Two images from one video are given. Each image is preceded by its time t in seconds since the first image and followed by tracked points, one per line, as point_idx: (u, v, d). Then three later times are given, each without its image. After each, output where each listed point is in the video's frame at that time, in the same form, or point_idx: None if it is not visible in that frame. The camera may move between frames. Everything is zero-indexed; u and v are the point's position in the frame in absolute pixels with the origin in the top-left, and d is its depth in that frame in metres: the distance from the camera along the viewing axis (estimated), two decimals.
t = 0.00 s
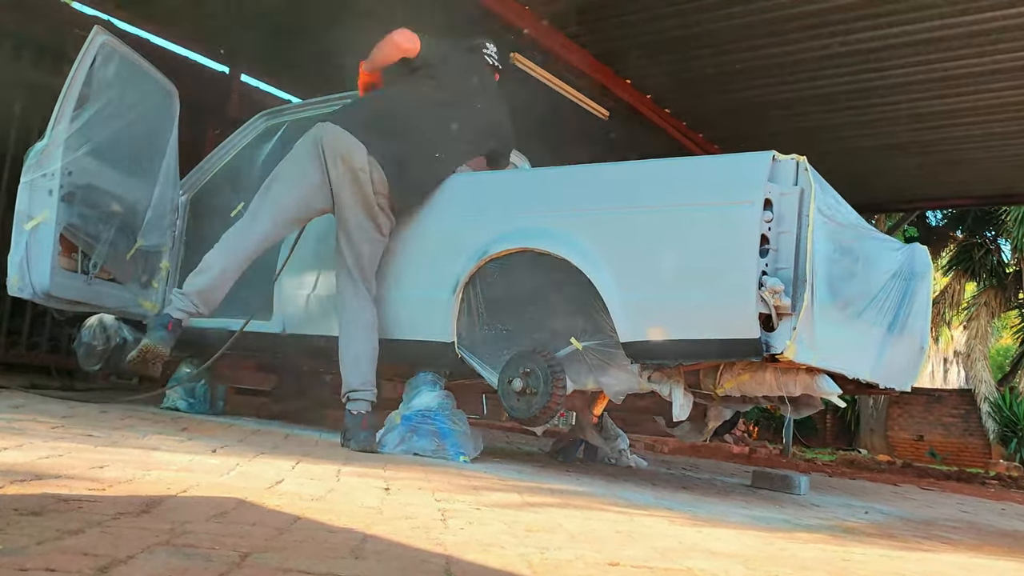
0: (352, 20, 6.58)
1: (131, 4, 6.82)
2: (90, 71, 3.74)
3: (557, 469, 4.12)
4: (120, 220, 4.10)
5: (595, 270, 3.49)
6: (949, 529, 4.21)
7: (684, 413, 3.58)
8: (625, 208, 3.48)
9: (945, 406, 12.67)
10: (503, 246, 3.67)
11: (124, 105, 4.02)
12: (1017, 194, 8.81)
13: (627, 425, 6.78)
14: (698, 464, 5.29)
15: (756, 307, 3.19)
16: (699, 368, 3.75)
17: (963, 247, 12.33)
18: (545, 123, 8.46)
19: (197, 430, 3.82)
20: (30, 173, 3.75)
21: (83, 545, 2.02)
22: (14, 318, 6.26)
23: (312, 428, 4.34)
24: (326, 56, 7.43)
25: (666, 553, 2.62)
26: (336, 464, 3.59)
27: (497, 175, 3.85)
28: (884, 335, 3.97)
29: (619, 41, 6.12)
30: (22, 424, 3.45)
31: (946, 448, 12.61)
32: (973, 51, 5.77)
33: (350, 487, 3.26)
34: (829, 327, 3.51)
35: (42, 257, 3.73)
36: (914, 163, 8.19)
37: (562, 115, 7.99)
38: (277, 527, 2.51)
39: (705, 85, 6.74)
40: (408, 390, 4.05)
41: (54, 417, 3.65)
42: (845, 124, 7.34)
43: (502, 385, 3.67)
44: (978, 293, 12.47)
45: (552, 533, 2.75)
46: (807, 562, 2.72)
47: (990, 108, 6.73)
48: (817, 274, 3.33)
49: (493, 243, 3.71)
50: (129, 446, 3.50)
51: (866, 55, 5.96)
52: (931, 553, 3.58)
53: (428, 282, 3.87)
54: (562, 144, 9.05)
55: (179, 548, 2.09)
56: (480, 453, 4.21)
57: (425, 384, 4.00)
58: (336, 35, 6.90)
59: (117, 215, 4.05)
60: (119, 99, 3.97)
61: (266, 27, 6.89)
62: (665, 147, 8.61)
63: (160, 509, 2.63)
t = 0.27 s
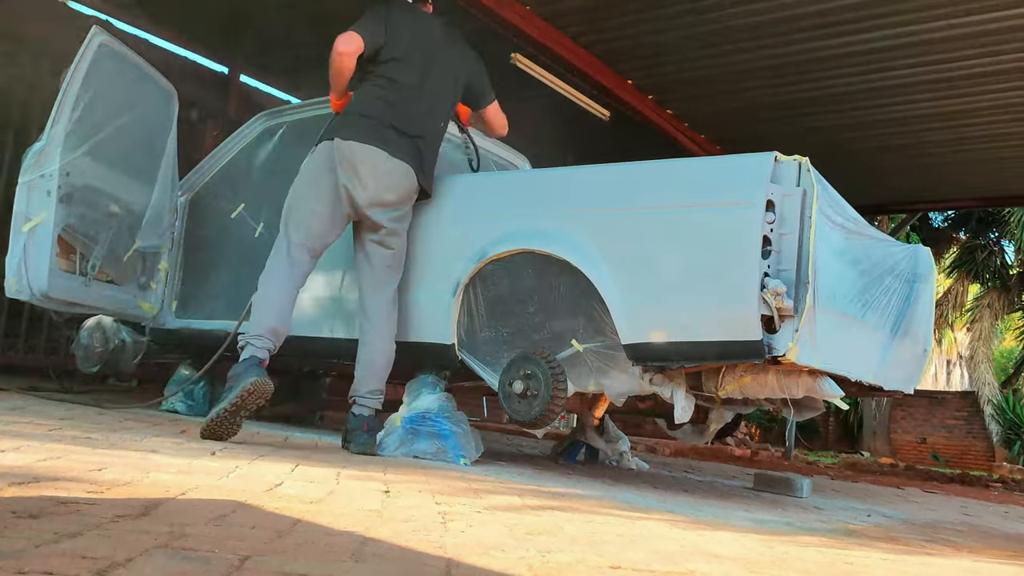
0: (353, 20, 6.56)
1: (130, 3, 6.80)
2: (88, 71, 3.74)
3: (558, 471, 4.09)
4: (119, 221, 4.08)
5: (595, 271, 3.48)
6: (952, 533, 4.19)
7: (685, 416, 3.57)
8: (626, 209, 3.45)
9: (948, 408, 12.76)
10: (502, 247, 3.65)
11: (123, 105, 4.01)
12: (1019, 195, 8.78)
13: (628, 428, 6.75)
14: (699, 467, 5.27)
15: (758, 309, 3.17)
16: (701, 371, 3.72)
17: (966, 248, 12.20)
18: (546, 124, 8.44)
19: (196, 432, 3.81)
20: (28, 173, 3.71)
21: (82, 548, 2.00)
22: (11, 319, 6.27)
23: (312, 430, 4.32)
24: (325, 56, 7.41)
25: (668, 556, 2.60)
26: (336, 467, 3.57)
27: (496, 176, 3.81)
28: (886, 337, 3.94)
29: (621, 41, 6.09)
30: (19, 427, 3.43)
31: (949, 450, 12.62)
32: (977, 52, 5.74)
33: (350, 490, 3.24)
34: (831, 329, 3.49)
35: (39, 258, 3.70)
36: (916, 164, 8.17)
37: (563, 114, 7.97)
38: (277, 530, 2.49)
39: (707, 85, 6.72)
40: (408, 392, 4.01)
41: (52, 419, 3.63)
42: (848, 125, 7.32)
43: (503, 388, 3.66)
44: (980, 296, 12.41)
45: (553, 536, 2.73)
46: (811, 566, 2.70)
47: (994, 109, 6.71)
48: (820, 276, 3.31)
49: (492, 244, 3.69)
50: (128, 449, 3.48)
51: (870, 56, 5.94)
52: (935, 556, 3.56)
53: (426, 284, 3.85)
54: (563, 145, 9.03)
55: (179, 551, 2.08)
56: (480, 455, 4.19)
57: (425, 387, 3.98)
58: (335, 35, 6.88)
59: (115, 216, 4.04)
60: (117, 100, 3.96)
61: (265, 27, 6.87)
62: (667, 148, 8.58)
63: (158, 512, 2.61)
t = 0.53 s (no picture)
0: (353, 20, 6.54)
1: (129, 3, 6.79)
2: (86, 73, 3.71)
3: (559, 474, 4.07)
4: (118, 222, 4.08)
5: (595, 272, 3.45)
6: (955, 536, 4.17)
7: (685, 418, 3.53)
8: (627, 210, 3.43)
9: (951, 411, 12.77)
10: (502, 249, 3.62)
11: (123, 105, 3.99)
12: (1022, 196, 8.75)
13: (630, 430, 6.73)
14: (701, 469, 5.24)
15: (760, 311, 3.15)
16: (703, 373, 3.70)
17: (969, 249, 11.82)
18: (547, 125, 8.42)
19: (194, 434, 3.79)
20: (26, 175, 3.73)
21: (80, 551, 1.98)
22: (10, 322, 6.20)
23: (311, 432, 4.30)
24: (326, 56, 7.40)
25: (669, 559, 2.58)
26: (336, 469, 3.55)
27: (495, 177, 3.79)
28: (889, 339, 3.92)
29: (622, 42, 6.07)
30: (17, 429, 3.41)
31: (952, 453, 12.63)
32: (980, 52, 5.73)
33: (349, 493, 3.22)
34: (834, 331, 3.47)
35: (38, 260, 3.71)
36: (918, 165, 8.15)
37: (565, 115, 7.96)
38: (277, 533, 2.47)
39: (708, 85, 6.70)
40: (407, 394, 3.97)
41: (50, 421, 3.61)
42: (850, 125, 7.30)
43: (503, 389, 3.64)
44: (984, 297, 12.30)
45: (553, 539, 2.71)
46: (813, 569, 2.68)
47: (996, 110, 6.69)
48: (822, 278, 3.29)
49: (492, 245, 3.66)
50: (126, 451, 3.46)
51: (872, 56, 5.92)
52: (938, 559, 3.54)
53: (424, 285, 3.82)
54: (564, 146, 9.01)
55: (177, 554, 2.06)
56: (480, 458, 4.17)
57: (425, 388, 3.96)
58: (336, 35, 6.86)
59: (114, 217, 4.04)
60: (117, 100, 3.94)
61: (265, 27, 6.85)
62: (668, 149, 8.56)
63: (157, 515, 2.59)
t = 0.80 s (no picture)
0: (354, 21, 6.53)
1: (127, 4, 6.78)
2: (85, 74, 3.71)
3: (561, 477, 4.05)
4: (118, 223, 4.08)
5: (596, 273, 3.43)
6: (959, 539, 4.14)
7: (688, 420, 3.53)
8: (628, 210, 3.41)
9: (954, 413, 12.76)
10: (503, 250, 3.60)
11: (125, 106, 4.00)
12: None
13: (631, 432, 6.70)
14: (703, 472, 5.22)
15: (762, 313, 3.14)
16: (705, 375, 3.68)
17: (972, 250, 11.59)
18: (548, 126, 8.40)
19: (193, 437, 3.77)
20: (26, 176, 3.79)
21: (77, 554, 1.96)
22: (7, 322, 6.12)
23: (311, 435, 4.28)
24: (326, 57, 7.39)
25: (670, 562, 2.56)
26: (336, 472, 3.53)
27: (496, 178, 3.77)
28: (892, 340, 3.90)
29: (624, 42, 6.06)
30: (15, 431, 3.40)
31: (955, 455, 12.69)
32: (983, 53, 5.71)
33: (349, 496, 3.20)
34: (837, 333, 3.45)
35: (35, 260, 3.73)
36: (919, 166, 8.14)
37: (566, 116, 7.95)
38: (276, 536, 2.44)
39: (709, 86, 6.69)
40: (407, 396, 3.95)
41: (49, 424, 3.59)
42: (852, 126, 7.28)
43: (504, 391, 3.62)
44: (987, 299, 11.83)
45: (554, 542, 2.69)
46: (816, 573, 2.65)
47: (999, 111, 6.68)
48: (824, 279, 3.27)
49: (493, 246, 3.64)
50: (125, 453, 3.44)
51: (875, 57, 5.90)
52: (942, 562, 3.52)
53: (424, 287, 3.79)
54: (566, 147, 9.00)
55: (175, 557, 2.03)
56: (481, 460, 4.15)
57: (426, 391, 3.92)
58: (337, 36, 6.86)
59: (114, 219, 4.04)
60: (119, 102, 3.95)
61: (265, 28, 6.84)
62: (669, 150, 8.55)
63: (155, 518, 2.57)
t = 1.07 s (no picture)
0: (354, 21, 6.52)
1: (127, 4, 6.76)
2: (84, 74, 3.67)
3: (561, 479, 4.03)
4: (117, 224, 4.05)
5: (596, 273, 3.41)
6: (962, 542, 4.11)
7: (689, 422, 3.51)
8: (629, 211, 3.39)
9: (957, 415, 12.68)
10: (503, 251, 3.59)
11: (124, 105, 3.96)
12: None
13: (633, 435, 6.67)
14: (704, 474, 5.20)
15: (764, 314, 3.11)
16: (706, 377, 3.66)
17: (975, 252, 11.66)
18: (549, 126, 8.38)
19: (192, 439, 3.76)
20: (24, 177, 3.77)
21: (76, 557, 1.94)
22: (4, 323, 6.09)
23: (311, 437, 4.26)
24: (326, 57, 7.37)
25: (671, 565, 2.53)
26: (335, 474, 3.51)
27: (497, 178, 3.75)
28: (894, 342, 3.88)
29: (624, 42, 6.05)
30: (13, 433, 3.38)
31: (958, 457, 12.53)
32: (986, 53, 5.69)
33: (349, 498, 3.18)
34: (839, 334, 3.43)
35: (33, 261, 3.73)
36: (921, 166, 8.11)
37: (567, 116, 7.93)
38: (275, 538, 2.42)
39: (710, 86, 6.67)
40: (408, 398, 3.93)
41: (47, 425, 3.57)
42: (854, 126, 7.26)
43: (504, 393, 3.59)
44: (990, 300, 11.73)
45: (555, 545, 2.67)
46: None
47: (1002, 111, 6.66)
48: (827, 280, 3.25)
49: (494, 247, 3.62)
50: (124, 455, 3.42)
51: (877, 57, 5.88)
52: (946, 565, 3.49)
53: (423, 288, 3.77)
54: (566, 147, 8.99)
55: (174, 560, 2.01)
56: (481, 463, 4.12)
57: (426, 393, 3.90)
58: (337, 36, 6.85)
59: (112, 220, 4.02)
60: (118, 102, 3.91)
61: (266, 28, 6.83)
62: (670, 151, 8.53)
63: (154, 520, 2.55)
